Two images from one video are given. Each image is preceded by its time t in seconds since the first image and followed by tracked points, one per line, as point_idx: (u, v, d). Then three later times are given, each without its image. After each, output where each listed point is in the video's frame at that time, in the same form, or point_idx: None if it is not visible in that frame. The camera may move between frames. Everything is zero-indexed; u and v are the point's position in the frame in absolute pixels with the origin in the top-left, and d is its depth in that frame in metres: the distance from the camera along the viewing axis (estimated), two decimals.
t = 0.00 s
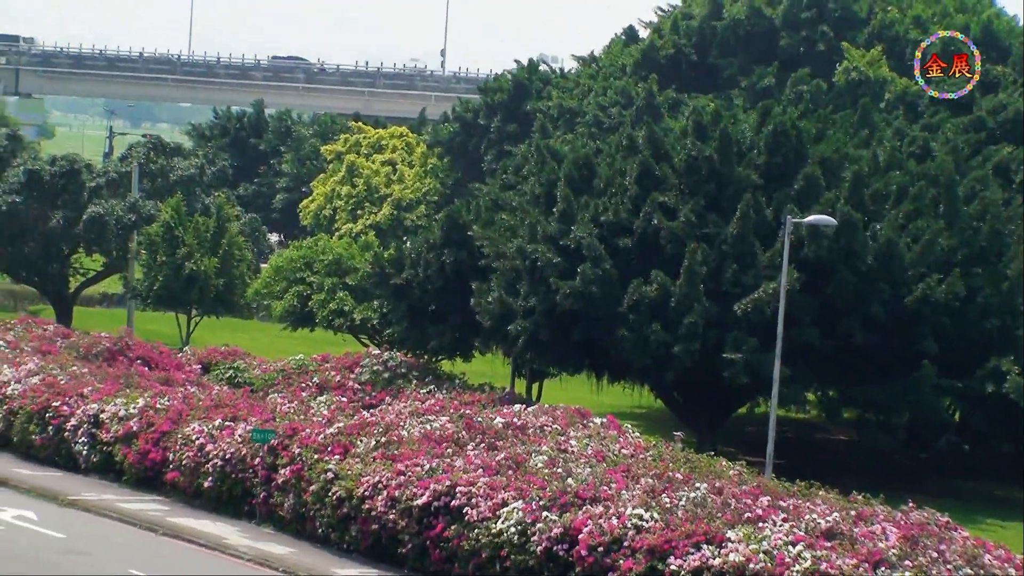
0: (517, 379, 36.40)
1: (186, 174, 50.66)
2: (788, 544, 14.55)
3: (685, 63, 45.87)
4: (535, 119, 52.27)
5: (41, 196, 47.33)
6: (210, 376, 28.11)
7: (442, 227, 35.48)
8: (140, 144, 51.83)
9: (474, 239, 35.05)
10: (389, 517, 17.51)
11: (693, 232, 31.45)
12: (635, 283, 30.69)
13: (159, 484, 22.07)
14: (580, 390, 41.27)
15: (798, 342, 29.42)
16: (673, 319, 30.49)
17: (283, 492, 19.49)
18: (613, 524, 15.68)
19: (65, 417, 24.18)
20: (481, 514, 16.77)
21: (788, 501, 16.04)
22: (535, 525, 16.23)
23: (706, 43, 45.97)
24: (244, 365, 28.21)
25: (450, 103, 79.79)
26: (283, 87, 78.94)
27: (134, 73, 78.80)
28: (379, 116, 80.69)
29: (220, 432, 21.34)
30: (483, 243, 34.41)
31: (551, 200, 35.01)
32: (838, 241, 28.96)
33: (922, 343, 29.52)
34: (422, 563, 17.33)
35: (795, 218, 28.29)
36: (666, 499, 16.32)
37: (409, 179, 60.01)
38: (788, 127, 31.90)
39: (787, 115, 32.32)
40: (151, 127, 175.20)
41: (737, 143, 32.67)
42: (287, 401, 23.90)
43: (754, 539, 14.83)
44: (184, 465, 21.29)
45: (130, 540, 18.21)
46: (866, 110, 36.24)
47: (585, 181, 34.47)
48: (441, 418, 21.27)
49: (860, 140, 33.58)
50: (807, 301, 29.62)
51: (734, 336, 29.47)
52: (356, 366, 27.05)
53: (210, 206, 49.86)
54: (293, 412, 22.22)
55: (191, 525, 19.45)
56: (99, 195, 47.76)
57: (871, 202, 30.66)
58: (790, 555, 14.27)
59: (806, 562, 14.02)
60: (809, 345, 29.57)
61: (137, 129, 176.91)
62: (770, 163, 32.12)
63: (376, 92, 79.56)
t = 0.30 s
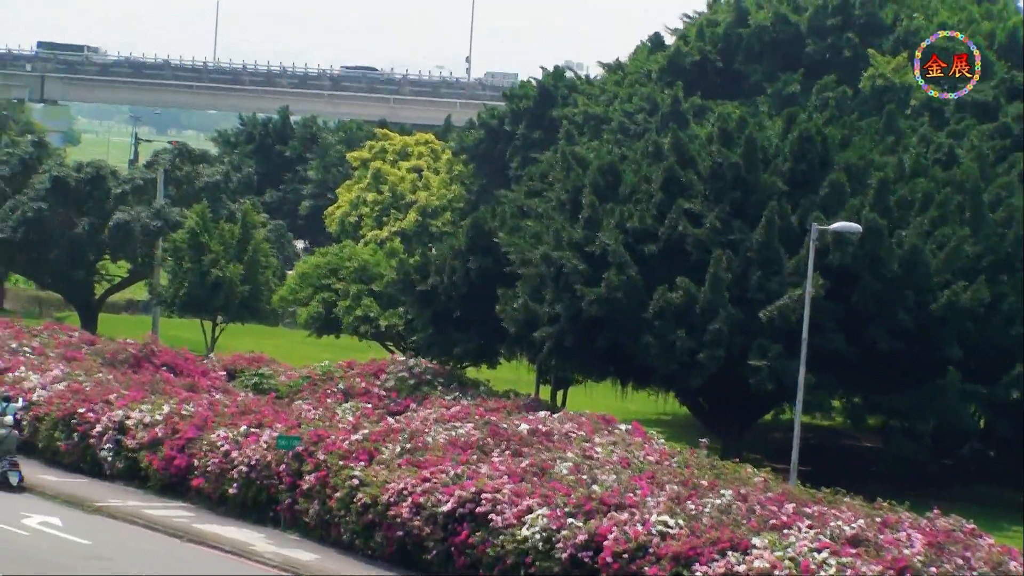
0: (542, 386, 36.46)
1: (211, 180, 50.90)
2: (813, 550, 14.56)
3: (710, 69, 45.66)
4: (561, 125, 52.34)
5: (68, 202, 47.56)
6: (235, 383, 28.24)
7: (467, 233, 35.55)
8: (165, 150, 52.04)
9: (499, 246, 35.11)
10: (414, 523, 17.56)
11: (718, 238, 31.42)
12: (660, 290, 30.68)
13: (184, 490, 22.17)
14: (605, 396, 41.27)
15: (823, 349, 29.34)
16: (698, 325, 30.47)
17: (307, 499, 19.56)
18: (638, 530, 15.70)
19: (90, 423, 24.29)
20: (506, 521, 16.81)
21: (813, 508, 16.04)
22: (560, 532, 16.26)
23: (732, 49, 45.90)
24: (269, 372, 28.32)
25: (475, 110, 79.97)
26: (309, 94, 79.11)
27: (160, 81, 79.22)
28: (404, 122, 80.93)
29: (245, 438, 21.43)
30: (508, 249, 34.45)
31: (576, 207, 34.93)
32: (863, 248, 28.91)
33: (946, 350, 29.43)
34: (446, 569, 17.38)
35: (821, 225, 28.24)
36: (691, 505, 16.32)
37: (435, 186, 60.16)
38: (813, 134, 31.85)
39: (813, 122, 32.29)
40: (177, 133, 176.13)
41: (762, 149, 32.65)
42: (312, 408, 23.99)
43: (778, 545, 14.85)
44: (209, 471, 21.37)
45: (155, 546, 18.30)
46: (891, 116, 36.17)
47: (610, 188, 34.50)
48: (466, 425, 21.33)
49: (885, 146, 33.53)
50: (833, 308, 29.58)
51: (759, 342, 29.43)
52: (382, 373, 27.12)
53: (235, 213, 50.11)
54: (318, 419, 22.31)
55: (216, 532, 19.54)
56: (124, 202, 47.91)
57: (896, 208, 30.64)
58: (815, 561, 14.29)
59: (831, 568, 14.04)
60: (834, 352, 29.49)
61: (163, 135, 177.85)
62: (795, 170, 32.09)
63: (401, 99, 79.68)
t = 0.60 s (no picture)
0: (563, 389, 36.48)
1: (232, 185, 51.06)
2: (835, 552, 14.60)
3: (731, 72, 45.60)
4: (581, 128, 52.37)
5: (89, 206, 47.71)
6: (257, 386, 28.36)
7: (488, 236, 35.60)
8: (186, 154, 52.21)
9: (520, 249, 35.15)
10: (435, 527, 17.64)
11: (739, 241, 31.41)
12: (681, 292, 30.69)
13: (206, 494, 22.31)
14: (626, 399, 41.26)
15: (844, 351, 29.30)
16: (719, 328, 30.46)
17: (329, 502, 19.66)
18: (659, 533, 15.74)
19: (112, 427, 24.46)
20: (527, 524, 16.88)
21: (834, 510, 16.04)
22: (581, 535, 16.33)
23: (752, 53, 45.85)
24: (290, 376, 28.44)
25: (495, 113, 80.05)
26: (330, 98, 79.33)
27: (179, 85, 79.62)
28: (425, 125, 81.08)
29: (266, 442, 21.54)
30: (529, 252, 34.50)
31: (597, 209, 34.89)
32: (884, 250, 28.87)
33: (968, 352, 29.35)
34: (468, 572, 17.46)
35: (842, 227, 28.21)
36: (713, 508, 16.34)
37: (456, 190, 60.23)
38: (834, 136, 31.81)
39: (834, 125, 32.25)
40: (196, 136, 176.70)
41: (784, 152, 32.61)
42: (334, 411, 24.08)
43: (800, 548, 14.88)
44: (230, 475, 21.49)
45: (178, 550, 18.41)
46: (913, 118, 36.10)
47: (631, 191, 34.51)
48: (488, 428, 21.38)
49: (907, 148, 33.46)
50: (854, 310, 29.54)
51: (781, 345, 29.41)
52: (403, 377, 27.20)
53: (257, 217, 50.28)
54: (339, 422, 22.40)
55: (238, 535, 19.65)
56: (145, 207, 48.03)
57: (917, 210, 30.56)
58: (837, 564, 14.33)
59: (853, 570, 14.08)
60: (855, 354, 29.45)
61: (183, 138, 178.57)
62: (816, 172, 32.05)
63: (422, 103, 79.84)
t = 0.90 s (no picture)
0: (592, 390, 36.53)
1: (261, 186, 51.31)
2: (864, 553, 14.64)
3: (759, 73, 45.49)
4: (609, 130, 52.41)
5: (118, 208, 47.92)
6: (286, 388, 28.51)
7: (517, 237, 35.68)
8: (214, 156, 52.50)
9: (548, 250, 35.21)
10: (464, 528, 17.73)
11: (767, 242, 31.37)
12: (709, 294, 30.69)
13: (235, 494, 22.46)
14: (654, 400, 41.27)
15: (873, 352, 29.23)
16: (748, 329, 30.46)
17: (357, 503, 19.77)
18: (688, 534, 15.76)
19: (140, 427, 24.67)
20: (556, 525, 16.94)
21: (864, 512, 16.02)
22: (610, 535, 16.39)
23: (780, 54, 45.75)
24: (319, 377, 28.61)
25: (523, 114, 80.09)
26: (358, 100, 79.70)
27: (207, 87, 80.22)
28: (453, 127, 81.23)
29: (295, 443, 21.67)
30: (558, 253, 34.56)
31: (625, 211, 34.86)
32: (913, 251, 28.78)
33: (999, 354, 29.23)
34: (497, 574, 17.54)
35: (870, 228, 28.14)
36: (741, 509, 16.35)
37: (484, 191, 60.32)
38: (863, 137, 31.74)
39: (863, 126, 32.17)
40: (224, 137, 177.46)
41: (812, 153, 32.56)
42: (362, 412, 24.21)
43: (829, 549, 14.92)
44: (259, 476, 21.64)
45: (208, 551, 18.55)
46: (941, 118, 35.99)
47: (659, 192, 34.53)
48: (516, 429, 21.44)
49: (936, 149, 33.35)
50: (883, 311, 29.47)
51: (809, 346, 29.37)
52: (431, 377, 27.31)
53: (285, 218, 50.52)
54: (368, 423, 22.51)
55: (268, 536, 19.78)
56: (173, 208, 48.25)
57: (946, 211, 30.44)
58: (866, 565, 14.37)
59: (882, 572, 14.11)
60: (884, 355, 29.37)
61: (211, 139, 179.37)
62: (844, 173, 31.99)
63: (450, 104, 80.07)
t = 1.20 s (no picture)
0: (622, 391, 36.53)
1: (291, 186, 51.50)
2: (894, 555, 14.67)
3: (790, 73, 45.36)
4: (640, 130, 52.40)
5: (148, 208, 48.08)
6: (316, 388, 28.67)
7: (547, 237, 35.74)
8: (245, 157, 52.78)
9: (579, 251, 35.25)
10: (494, 528, 17.82)
11: (798, 243, 31.30)
12: (739, 295, 30.66)
13: (265, 495, 22.60)
14: (684, 401, 41.22)
15: (903, 352, 29.13)
16: (778, 330, 30.40)
17: (387, 503, 19.87)
18: (718, 535, 15.79)
19: (171, 428, 24.85)
20: (586, 526, 17.01)
21: (894, 513, 16.00)
22: (639, 536, 16.45)
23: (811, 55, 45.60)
24: (349, 377, 28.77)
25: (554, 114, 80.07)
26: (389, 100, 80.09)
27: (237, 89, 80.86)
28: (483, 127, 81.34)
29: (325, 443, 21.79)
30: (587, 254, 34.59)
31: (656, 211, 34.79)
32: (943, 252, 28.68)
33: None
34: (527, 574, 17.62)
35: (901, 229, 28.05)
36: (771, 510, 16.38)
37: (515, 191, 60.38)
38: (894, 137, 31.63)
39: (894, 126, 32.06)
40: (255, 138, 178.19)
41: (842, 154, 32.47)
42: (392, 412, 24.32)
43: (860, 549, 14.95)
44: (289, 477, 21.77)
45: (238, 551, 18.67)
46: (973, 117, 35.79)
47: (690, 193, 34.50)
48: (546, 430, 21.49)
49: (967, 149, 33.18)
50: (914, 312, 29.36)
51: (840, 347, 29.30)
52: (462, 378, 27.39)
53: (315, 218, 50.74)
54: (398, 424, 22.61)
55: (298, 536, 19.90)
56: (203, 209, 48.51)
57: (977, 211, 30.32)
58: (896, 566, 14.40)
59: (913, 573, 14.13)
60: (916, 356, 29.28)
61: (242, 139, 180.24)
62: (875, 174, 31.86)
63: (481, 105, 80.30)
